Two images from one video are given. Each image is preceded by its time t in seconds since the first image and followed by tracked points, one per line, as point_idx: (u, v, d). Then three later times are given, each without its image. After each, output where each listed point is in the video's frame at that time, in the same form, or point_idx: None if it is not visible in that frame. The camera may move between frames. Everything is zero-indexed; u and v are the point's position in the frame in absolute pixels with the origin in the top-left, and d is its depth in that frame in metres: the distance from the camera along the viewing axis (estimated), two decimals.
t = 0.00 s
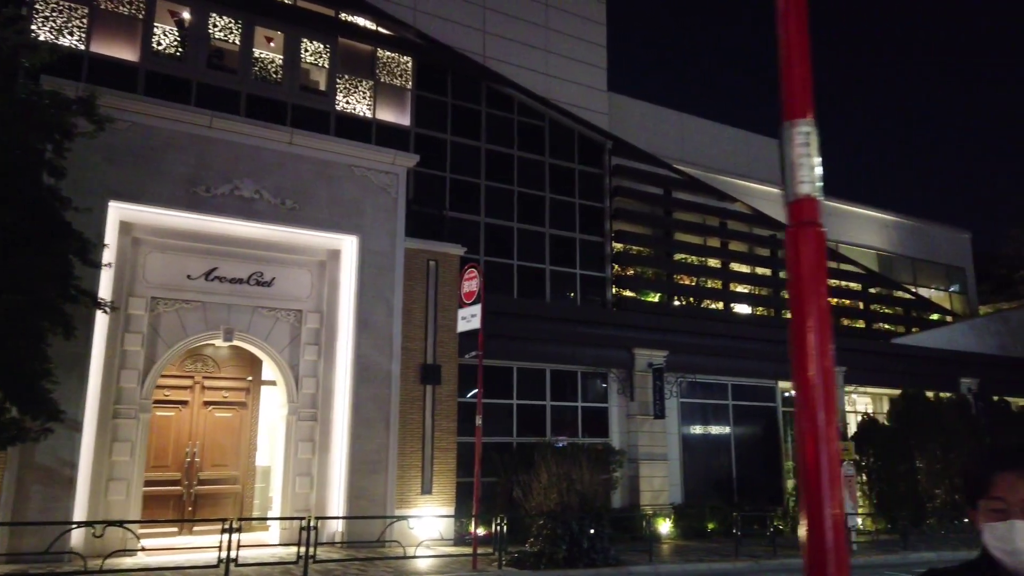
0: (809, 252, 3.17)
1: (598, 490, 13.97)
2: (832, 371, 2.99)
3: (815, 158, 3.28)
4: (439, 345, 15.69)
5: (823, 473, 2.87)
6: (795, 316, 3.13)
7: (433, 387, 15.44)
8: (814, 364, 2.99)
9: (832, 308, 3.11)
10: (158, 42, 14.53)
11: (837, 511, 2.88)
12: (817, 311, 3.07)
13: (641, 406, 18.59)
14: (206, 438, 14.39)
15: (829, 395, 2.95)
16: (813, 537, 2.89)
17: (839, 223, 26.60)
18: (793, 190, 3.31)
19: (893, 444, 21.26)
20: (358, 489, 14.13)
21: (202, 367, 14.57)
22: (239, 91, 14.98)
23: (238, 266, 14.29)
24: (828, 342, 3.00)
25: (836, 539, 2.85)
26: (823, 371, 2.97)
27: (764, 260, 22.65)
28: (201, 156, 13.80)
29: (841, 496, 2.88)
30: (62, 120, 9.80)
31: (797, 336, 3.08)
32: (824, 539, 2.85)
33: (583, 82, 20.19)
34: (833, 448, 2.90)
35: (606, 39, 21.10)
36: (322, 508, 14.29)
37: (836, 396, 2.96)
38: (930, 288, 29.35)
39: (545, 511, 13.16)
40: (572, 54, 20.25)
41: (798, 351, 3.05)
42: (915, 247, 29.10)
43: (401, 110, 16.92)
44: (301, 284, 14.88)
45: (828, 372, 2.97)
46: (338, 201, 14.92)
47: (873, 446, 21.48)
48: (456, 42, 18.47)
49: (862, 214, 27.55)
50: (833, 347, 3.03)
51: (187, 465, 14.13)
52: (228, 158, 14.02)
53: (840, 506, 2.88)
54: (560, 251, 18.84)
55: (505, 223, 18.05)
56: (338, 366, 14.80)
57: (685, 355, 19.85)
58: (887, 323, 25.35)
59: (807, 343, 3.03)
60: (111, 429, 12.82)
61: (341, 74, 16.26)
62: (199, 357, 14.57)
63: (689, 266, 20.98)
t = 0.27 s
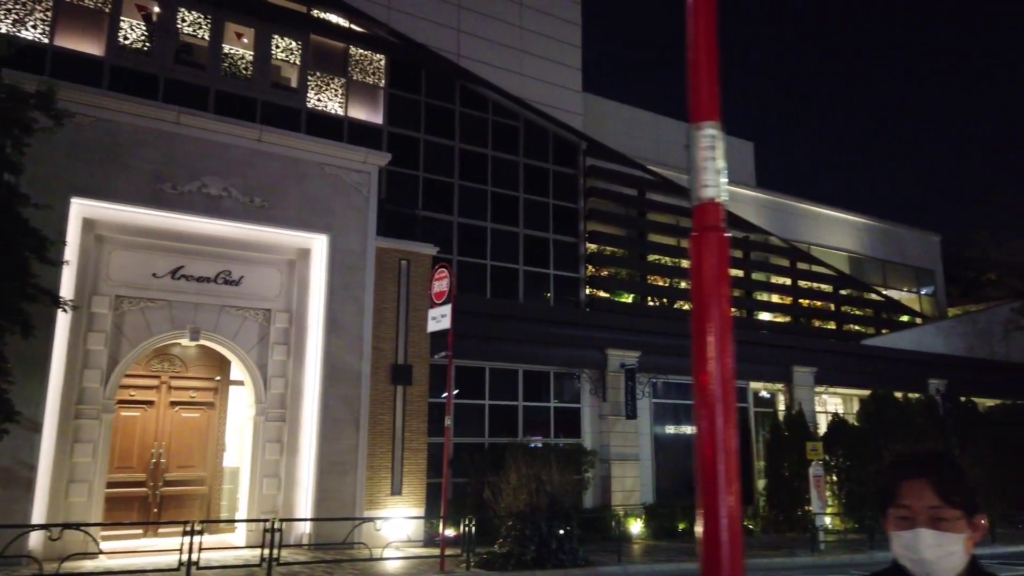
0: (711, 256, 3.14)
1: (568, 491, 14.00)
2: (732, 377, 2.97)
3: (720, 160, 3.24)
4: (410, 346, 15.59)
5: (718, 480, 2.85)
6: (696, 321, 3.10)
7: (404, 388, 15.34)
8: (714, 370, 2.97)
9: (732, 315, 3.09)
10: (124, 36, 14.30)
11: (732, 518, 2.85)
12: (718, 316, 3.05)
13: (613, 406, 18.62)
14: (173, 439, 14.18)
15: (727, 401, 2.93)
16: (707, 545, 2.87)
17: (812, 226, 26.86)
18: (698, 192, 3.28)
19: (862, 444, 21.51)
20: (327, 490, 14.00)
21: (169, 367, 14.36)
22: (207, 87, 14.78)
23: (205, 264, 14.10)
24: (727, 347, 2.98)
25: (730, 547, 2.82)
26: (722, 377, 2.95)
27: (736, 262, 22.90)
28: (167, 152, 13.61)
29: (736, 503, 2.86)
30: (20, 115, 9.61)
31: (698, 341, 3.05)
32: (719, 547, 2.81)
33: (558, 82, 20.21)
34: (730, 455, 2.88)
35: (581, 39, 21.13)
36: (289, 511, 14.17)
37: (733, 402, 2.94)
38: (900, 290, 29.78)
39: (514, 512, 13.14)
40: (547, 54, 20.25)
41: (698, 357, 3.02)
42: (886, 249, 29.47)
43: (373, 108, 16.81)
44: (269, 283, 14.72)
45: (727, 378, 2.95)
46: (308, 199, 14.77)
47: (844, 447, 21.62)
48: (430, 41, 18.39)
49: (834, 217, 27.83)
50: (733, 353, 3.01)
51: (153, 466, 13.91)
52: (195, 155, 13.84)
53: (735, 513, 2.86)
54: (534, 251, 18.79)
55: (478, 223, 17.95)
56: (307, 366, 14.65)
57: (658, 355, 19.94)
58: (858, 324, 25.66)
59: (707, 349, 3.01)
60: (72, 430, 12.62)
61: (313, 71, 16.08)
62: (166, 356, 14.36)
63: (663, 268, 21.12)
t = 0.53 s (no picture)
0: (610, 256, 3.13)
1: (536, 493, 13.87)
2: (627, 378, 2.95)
3: (619, 155, 3.26)
4: (378, 347, 15.46)
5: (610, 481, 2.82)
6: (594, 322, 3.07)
7: (372, 389, 15.21)
8: (608, 371, 2.94)
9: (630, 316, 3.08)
10: (87, 30, 14.00)
11: (624, 521, 2.82)
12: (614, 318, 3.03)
13: (583, 408, 18.62)
14: (135, 440, 13.92)
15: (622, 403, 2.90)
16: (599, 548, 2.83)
17: (782, 230, 27.14)
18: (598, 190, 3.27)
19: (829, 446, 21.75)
20: (292, 493, 13.82)
21: (131, 367, 14.10)
22: (172, 83, 14.57)
23: (168, 263, 13.86)
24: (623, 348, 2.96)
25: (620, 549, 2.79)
26: (617, 378, 2.92)
27: (707, 265, 23.13)
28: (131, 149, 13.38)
29: (628, 506, 2.84)
30: None
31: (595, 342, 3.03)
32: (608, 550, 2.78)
33: (530, 83, 20.21)
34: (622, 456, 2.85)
35: (554, 42, 21.16)
36: (254, 513, 13.93)
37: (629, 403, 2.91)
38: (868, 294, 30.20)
39: (481, 514, 13.12)
40: (519, 56, 20.25)
41: (594, 358, 2.99)
42: (855, 254, 29.88)
43: (343, 107, 16.66)
44: (235, 282, 14.51)
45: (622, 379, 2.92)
46: (275, 198, 14.60)
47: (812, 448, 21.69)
48: (401, 40, 18.29)
49: (804, 221, 28.19)
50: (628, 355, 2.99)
51: (114, 468, 13.64)
52: (159, 151, 13.62)
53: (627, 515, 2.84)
54: (505, 253, 18.74)
55: (449, 223, 17.87)
56: (273, 366, 14.47)
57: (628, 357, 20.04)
58: (825, 328, 26.06)
59: (603, 350, 2.98)
60: (29, 432, 12.33)
61: (282, 69, 15.81)
62: (129, 356, 14.10)
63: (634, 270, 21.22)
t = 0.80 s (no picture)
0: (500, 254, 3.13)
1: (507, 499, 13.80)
2: (513, 378, 2.98)
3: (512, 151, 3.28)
4: (351, 351, 15.34)
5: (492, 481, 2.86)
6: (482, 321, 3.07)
7: (344, 393, 15.08)
8: (493, 369, 2.97)
9: (518, 315, 3.09)
10: (55, 28, 13.75)
11: (505, 520, 2.87)
12: (502, 317, 3.04)
13: (558, 413, 18.58)
14: (103, 445, 13.68)
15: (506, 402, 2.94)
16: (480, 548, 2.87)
17: (758, 235, 27.34)
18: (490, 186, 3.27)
19: (803, 450, 21.90)
20: (261, 498, 13.68)
21: (99, 370, 13.87)
22: (143, 83, 14.40)
23: (137, 264, 13.70)
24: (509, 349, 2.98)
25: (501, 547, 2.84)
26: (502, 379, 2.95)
27: (685, 269, 23.11)
28: (98, 149, 13.19)
29: (510, 504, 2.88)
30: None
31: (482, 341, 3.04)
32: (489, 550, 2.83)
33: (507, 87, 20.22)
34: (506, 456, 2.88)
35: (532, 45, 21.17)
36: (222, 518, 13.78)
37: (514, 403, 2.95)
38: (843, 299, 30.50)
39: (453, 519, 13.05)
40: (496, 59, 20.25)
41: (480, 357, 3.01)
42: (830, 259, 30.15)
43: (317, 109, 16.59)
44: (205, 285, 14.35)
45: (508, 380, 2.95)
46: (246, 200, 14.46)
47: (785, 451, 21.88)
48: (377, 43, 18.22)
49: (780, 227, 28.40)
50: (515, 355, 3.02)
51: (80, 473, 13.39)
52: (128, 152, 13.45)
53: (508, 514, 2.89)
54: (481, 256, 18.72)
55: (425, 226, 17.73)
56: (244, 370, 14.31)
57: (604, 361, 20.01)
58: (801, 333, 26.26)
59: (489, 350, 3.00)
60: None
61: (255, 69, 15.82)
62: (97, 359, 13.88)
63: (611, 274, 21.26)
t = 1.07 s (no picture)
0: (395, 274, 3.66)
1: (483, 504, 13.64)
2: (403, 385, 3.49)
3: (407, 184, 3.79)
4: (328, 355, 15.19)
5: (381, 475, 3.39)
6: (378, 338, 3.61)
7: (320, 397, 14.93)
8: (385, 378, 3.48)
9: (409, 331, 3.63)
10: (26, 26, 13.55)
11: (393, 509, 3.42)
12: (395, 328, 3.58)
13: (538, 417, 18.50)
14: (73, 450, 13.44)
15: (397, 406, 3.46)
16: (370, 531, 3.41)
17: (738, 239, 27.46)
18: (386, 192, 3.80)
19: (783, 455, 21.94)
20: (235, 504, 13.47)
21: (71, 374, 13.65)
22: (116, 82, 14.25)
23: (109, 266, 13.52)
24: (399, 357, 3.50)
25: (388, 530, 3.38)
26: (392, 383, 3.46)
27: (666, 273, 23.15)
28: (70, 148, 12.99)
29: (398, 492, 3.44)
30: None
31: (378, 354, 3.58)
32: (377, 532, 3.37)
33: (488, 90, 20.17)
34: (394, 451, 3.42)
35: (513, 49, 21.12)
36: (195, 524, 13.59)
37: (406, 405, 3.47)
38: (824, 304, 30.67)
39: (429, 524, 12.93)
40: (477, 62, 20.19)
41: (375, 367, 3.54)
42: (811, 264, 30.31)
43: (296, 110, 16.47)
44: (179, 287, 14.19)
45: (398, 386, 3.46)
46: (222, 201, 14.29)
47: (765, 453, 21.98)
48: (356, 45, 18.11)
49: (761, 231, 28.53)
50: (406, 364, 3.54)
51: (50, 478, 13.13)
52: (100, 152, 13.26)
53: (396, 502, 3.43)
54: (461, 259, 18.57)
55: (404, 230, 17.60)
56: (218, 373, 14.12)
57: (585, 365, 19.92)
58: (782, 337, 26.35)
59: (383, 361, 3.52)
60: None
61: (232, 70, 15.65)
62: (69, 363, 13.66)
63: (592, 278, 21.24)
